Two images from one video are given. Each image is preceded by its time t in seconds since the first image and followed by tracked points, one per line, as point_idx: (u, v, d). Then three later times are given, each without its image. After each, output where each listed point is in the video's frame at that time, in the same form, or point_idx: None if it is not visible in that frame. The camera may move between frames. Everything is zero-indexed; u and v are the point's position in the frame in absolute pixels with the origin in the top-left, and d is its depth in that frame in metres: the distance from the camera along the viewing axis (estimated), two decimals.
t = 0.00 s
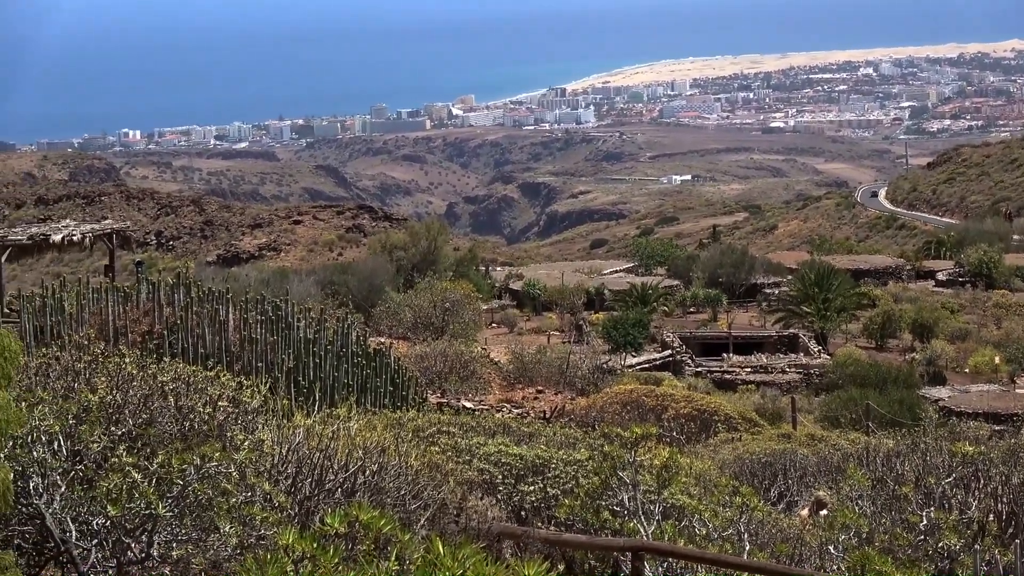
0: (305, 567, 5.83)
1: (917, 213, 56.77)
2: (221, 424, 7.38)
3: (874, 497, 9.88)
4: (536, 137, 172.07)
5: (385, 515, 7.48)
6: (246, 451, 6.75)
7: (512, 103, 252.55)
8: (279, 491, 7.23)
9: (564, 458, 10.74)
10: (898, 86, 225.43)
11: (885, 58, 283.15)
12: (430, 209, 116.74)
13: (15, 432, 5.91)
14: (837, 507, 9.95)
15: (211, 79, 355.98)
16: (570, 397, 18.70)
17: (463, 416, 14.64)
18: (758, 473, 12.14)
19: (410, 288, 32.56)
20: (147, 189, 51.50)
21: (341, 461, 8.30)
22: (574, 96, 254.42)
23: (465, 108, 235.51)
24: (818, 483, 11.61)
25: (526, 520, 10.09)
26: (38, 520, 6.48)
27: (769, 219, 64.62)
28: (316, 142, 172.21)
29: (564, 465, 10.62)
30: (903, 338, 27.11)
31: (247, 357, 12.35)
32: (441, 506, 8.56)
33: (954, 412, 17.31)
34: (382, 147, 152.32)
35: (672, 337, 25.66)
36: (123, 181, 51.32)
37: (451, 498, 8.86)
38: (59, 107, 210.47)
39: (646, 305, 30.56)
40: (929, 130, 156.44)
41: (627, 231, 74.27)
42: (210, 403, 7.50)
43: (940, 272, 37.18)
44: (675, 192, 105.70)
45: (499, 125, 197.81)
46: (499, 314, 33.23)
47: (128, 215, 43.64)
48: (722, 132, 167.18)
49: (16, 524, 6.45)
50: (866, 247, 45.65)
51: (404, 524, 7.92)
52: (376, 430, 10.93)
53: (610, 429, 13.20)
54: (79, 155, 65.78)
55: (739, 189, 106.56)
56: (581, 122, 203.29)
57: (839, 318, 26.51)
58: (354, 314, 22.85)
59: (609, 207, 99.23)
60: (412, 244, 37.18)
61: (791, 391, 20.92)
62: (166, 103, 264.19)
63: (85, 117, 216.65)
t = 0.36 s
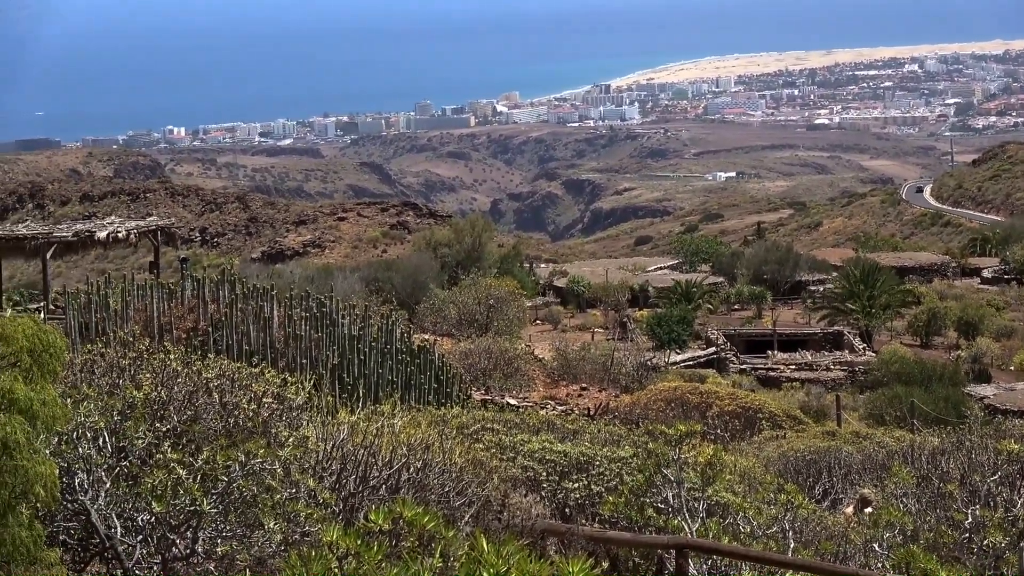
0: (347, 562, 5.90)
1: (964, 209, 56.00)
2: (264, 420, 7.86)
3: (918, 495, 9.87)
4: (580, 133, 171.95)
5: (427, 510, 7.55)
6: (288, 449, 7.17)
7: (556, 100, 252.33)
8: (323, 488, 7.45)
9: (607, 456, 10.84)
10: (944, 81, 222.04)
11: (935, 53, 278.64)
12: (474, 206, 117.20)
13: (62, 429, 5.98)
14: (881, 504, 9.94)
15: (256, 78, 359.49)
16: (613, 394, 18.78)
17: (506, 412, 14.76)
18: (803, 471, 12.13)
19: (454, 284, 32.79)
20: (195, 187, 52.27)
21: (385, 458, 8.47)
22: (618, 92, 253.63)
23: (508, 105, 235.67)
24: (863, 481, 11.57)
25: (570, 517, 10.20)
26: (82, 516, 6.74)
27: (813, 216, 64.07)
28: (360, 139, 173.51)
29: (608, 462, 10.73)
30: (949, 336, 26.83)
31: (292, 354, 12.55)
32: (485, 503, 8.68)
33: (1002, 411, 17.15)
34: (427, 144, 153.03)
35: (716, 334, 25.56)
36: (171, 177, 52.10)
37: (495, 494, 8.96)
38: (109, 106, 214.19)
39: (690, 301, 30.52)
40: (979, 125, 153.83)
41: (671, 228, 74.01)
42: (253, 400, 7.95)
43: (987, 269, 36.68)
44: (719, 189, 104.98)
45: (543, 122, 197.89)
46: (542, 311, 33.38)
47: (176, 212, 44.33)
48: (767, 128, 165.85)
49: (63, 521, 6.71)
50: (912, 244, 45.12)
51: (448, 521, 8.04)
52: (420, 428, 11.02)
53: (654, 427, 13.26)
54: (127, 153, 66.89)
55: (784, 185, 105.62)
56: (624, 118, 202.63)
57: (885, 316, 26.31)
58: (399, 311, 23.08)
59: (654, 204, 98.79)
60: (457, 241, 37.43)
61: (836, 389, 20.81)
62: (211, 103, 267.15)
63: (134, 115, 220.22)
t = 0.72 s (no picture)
0: (391, 561, 6.06)
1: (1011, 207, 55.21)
2: (307, 418, 8.08)
3: (962, 493, 9.91)
4: (622, 131, 171.46)
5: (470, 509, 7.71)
6: (331, 447, 7.38)
7: (598, 97, 251.75)
8: (365, 485, 7.63)
9: (651, 453, 10.93)
10: (990, 77, 218.20)
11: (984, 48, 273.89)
12: (516, 203, 117.33)
13: (107, 427, 6.00)
14: (923, 502, 9.96)
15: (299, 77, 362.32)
16: (656, 391, 18.86)
17: (549, 409, 14.90)
18: (846, 468, 12.12)
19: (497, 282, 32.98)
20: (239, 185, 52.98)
21: (429, 455, 8.62)
22: (660, 90, 252.36)
23: (550, 103, 235.51)
24: (906, 478, 11.57)
25: (613, 514, 10.30)
26: (124, 514, 6.97)
27: (857, 213, 63.43)
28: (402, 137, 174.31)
29: (651, 459, 10.81)
30: (995, 333, 26.56)
31: (334, 351, 12.85)
32: (528, 501, 8.85)
33: None
34: (469, 142, 153.39)
35: (759, 331, 25.47)
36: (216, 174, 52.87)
37: (538, 492, 9.11)
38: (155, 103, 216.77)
39: (733, 299, 30.47)
40: None
41: (713, 226, 73.65)
42: (297, 398, 8.23)
43: None
44: (763, 186, 104.09)
45: (585, 119, 197.51)
46: (585, 308, 33.48)
47: (219, 210, 44.92)
48: (811, 125, 164.19)
49: (104, 518, 6.95)
50: (956, 241, 44.59)
51: (491, 518, 8.23)
52: (468, 425, 11.17)
53: (697, 424, 13.31)
54: (172, 150, 67.94)
55: (827, 183, 104.57)
56: (667, 116, 201.67)
57: (929, 313, 26.12)
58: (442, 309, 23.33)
59: (697, 201, 98.25)
60: (500, 238, 37.61)
61: (880, 386, 20.71)
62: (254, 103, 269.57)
63: (178, 113, 222.66)
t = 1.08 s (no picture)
0: (433, 558, 6.23)
1: None
2: (348, 416, 8.35)
3: (1004, 491, 9.96)
4: (662, 129, 170.64)
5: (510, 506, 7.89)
6: (372, 444, 7.61)
7: (638, 95, 250.73)
8: (405, 483, 7.81)
9: (690, 452, 11.03)
10: None
11: None
12: (556, 201, 117.31)
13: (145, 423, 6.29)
14: (964, 500, 9.99)
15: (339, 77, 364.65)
16: (696, 389, 18.92)
17: (589, 407, 15.04)
18: (887, 466, 12.13)
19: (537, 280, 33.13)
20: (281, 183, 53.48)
21: (469, 453, 8.77)
22: (700, 87, 250.93)
23: (589, 101, 235.01)
24: (947, 477, 11.60)
25: (653, 512, 10.43)
26: (163, 512, 7.32)
27: (899, 211, 62.78)
28: (442, 135, 174.84)
29: (691, 458, 10.91)
30: None
31: (375, 349, 13.08)
32: (568, 499, 9.01)
33: None
34: (509, 139, 153.48)
35: (801, 330, 25.37)
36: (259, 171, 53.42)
37: (578, 490, 9.26)
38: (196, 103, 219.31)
39: (774, 297, 30.37)
40: None
41: (753, 224, 73.20)
42: (337, 396, 8.48)
43: None
44: (804, 183, 103.26)
45: (625, 117, 196.89)
46: (626, 306, 33.53)
47: (261, 208, 45.46)
48: (852, 123, 162.37)
49: (147, 515, 7.35)
50: (1000, 239, 44.04)
51: (532, 516, 8.40)
52: (510, 424, 11.31)
53: (737, 422, 13.37)
54: (214, 148, 68.69)
55: (869, 180, 103.50)
56: (707, 113, 200.49)
57: (971, 310, 25.92)
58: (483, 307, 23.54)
59: (738, 199, 97.66)
60: (540, 236, 37.74)
61: (921, 383, 20.60)
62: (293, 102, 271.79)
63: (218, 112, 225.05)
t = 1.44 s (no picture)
0: (472, 552, 6.37)
1: None
2: (387, 413, 8.53)
3: None
4: (700, 126, 169.67)
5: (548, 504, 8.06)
6: (410, 442, 7.84)
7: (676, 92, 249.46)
8: (443, 480, 8.08)
9: (728, 450, 11.11)
10: None
11: None
12: (593, 198, 117.09)
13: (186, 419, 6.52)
14: (1004, 499, 10.01)
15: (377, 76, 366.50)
16: (734, 387, 18.91)
17: (627, 404, 15.10)
18: (927, 464, 12.08)
19: (575, 278, 33.19)
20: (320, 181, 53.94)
21: (507, 451, 8.96)
22: (739, 84, 249.14)
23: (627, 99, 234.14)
24: (988, 477, 11.58)
25: (692, 510, 10.52)
26: (204, 508, 7.70)
27: (941, 208, 61.96)
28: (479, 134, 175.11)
29: (729, 455, 11.01)
30: None
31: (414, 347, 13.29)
32: (607, 497, 9.15)
33: None
34: (547, 137, 153.41)
35: (840, 328, 25.21)
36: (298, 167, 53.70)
37: (616, 488, 9.39)
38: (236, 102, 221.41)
39: (813, 295, 30.18)
40: None
41: (793, 221, 72.61)
42: (375, 393, 8.62)
43: None
44: (844, 181, 102.22)
45: (663, 114, 196.06)
46: (664, 304, 33.47)
47: (302, 206, 45.91)
48: (894, 120, 160.40)
49: (186, 513, 7.70)
50: None
51: (571, 514, 8.55)
52: (552, 417, 11.49)
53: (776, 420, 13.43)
54: (254, 146, 69.40)
55: (910, 177, 102.21)
56: (746, 110, 199.01)
57: (1013, 309, 25.61)
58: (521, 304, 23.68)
59: (777, 196, 96.75)
60: (578, 233, 37.79)
61: (962, 382, 20.41)
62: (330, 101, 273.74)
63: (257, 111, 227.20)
